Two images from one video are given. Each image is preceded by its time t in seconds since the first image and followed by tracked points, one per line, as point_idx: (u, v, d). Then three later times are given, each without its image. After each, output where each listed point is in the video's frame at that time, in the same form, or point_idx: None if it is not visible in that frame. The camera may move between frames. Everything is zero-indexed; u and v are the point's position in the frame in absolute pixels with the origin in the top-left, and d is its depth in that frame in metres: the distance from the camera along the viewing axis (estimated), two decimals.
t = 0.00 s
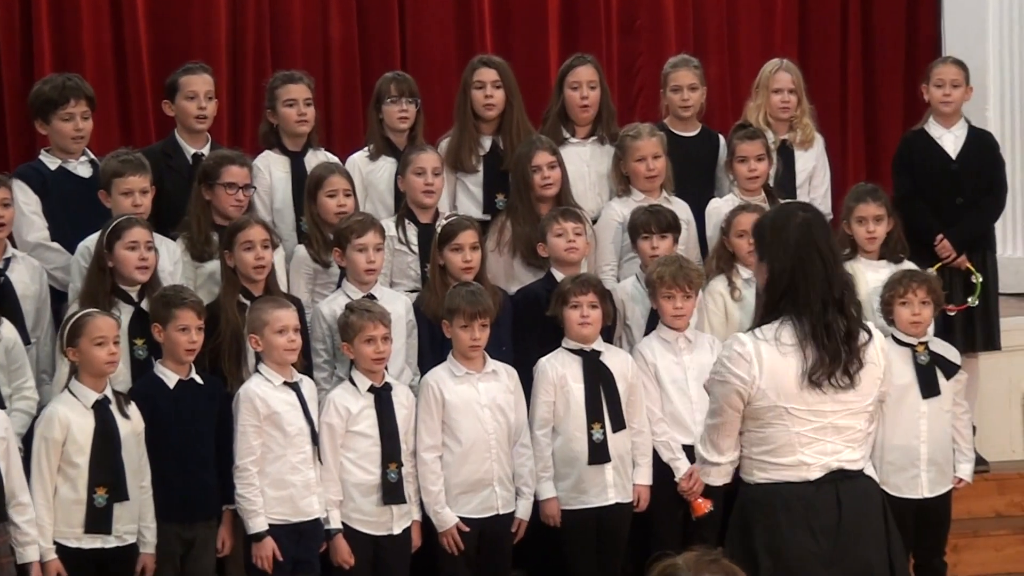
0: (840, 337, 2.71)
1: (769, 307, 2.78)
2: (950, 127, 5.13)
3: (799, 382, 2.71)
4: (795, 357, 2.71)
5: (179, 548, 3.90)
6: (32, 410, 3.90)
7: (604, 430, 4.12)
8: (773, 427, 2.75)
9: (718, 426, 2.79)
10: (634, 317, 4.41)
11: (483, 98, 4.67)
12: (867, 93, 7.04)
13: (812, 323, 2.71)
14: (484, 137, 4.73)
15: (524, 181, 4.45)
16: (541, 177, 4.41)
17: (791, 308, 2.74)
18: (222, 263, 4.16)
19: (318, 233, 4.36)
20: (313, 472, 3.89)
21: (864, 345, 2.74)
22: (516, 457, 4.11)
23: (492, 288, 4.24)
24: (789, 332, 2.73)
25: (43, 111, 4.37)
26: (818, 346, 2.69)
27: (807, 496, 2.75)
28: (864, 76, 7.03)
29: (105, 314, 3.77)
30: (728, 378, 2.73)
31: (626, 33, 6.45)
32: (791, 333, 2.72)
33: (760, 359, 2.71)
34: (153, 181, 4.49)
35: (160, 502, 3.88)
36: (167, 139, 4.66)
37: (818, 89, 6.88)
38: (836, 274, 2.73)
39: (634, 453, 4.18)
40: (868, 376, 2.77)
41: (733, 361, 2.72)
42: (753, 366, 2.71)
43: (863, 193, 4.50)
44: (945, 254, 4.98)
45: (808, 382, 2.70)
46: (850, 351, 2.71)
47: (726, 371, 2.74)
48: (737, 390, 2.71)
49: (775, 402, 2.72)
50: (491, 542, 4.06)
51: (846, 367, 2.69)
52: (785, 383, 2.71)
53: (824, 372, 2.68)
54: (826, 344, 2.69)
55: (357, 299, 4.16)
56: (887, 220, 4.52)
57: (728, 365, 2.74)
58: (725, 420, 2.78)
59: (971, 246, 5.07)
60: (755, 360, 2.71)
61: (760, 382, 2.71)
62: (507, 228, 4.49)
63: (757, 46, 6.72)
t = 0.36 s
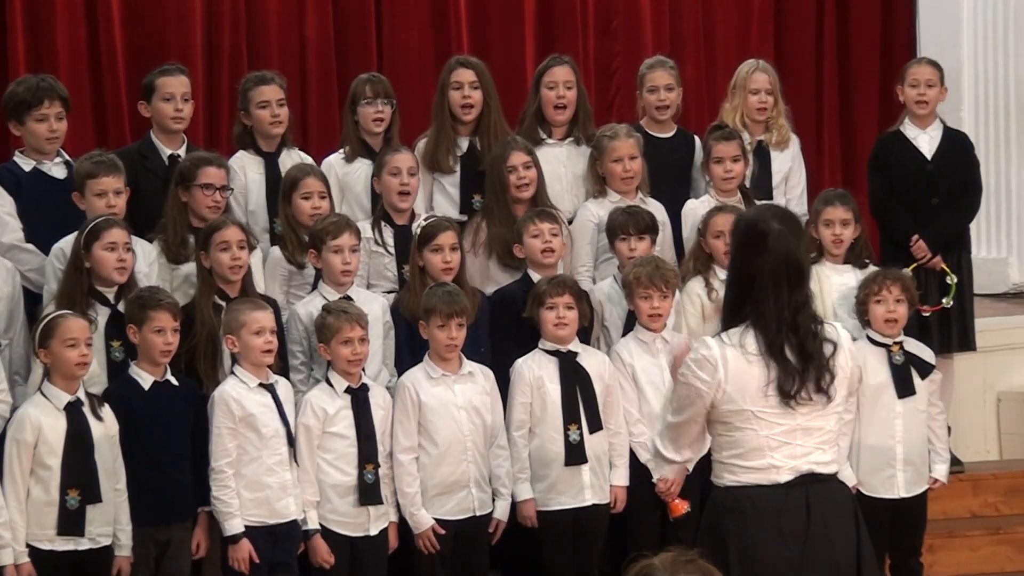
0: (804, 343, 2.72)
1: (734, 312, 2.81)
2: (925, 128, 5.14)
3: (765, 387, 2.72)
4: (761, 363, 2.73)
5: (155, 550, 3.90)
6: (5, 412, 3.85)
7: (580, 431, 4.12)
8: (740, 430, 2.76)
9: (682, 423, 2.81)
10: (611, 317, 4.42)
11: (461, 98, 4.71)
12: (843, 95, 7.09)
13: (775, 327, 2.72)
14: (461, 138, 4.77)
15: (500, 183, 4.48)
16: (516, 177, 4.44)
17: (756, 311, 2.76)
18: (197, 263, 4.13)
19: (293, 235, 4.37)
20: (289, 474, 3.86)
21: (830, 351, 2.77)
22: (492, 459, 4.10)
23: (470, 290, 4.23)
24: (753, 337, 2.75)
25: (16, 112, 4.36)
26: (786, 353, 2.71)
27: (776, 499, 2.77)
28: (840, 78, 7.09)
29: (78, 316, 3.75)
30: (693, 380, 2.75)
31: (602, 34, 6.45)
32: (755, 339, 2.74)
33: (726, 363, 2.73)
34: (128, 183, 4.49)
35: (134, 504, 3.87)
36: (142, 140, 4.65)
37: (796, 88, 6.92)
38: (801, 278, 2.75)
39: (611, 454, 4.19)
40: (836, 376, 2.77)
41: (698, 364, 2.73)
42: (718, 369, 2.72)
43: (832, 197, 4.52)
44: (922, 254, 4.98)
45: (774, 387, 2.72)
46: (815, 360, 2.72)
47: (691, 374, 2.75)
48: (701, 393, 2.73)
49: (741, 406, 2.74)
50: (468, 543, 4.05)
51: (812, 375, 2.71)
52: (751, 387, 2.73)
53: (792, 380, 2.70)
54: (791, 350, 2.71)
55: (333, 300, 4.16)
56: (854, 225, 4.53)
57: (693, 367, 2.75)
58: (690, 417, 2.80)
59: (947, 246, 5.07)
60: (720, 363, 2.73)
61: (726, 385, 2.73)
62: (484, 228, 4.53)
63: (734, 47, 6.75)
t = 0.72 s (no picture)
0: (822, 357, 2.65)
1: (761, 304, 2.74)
2: (925, 128, 5.14)
3: (774, 385, 2.67)
4: (774, 360, 2.67)
5: (154, 550, 3.91)
6: (6, 412, 3.84)
7: (580, 432, 4.12)
8: (746, 421, 2.71)
9: (683, 382, 2.71)
10: (611, 318, 4.42)
11: (460, 98, 4.71)
12: (842, 96, 7.09)
13: (797, 331, 2.66)
14: (461, 138, 4.76)
15: (500, 183, 4.48)
16: (514, 176, 4.44)
17: (781, 309, 2.69)
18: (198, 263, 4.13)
19: (293, 235, 4.37)
20: (291, 474, 3.86)
21: (846, 369, 2.68)
22: (494, 459, 4.08)
23: (470, 291, 4.23)
24: (772, 334, 2.68)
25: (16, 112, 4.36)
26: (803, 358, 2.64)
27: (779, 494, 2.70)
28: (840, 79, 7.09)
29: (75, 316, 3.74)
30: (703, 357, 2.68)
31: (603, 34, 6.45)
32: (774, 337, 2.68)
33: (740, 353, 2.67)
34: (127, 182, 4.49)
35: (132, 504, 3.87)
36: (141, 140, 4.65)
37: (795, 88, 6.91)
38: (838, 290, 2.66)
39: (612, 454, 4.19)
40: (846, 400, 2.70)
41: (713, 345, 2.67)
42: (731, 358, 2.67)
43: (829, 197, 4.64)
44: (922, 255, 4.98)
45: (783, 388, 2.67)
46: (830, 377, 2.65)
47: (702, 352, 2.68)
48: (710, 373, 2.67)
49: (749, 398, 2.69)
50: (468, 544, 4.04)
51: (821, 387, 2.65)
52: (760, 381, 2.67)
53: (801, 385, 2.65)
54: (806, 359, 2.64)
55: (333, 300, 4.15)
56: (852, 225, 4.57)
57: (706, 345, 2.68)
58: (692, 379, 2.71)
59: (947, 246, 5.07)
60: (734, 352, 2.67)
61: (736, 374, 2.68)
62: (483, 227, 4.52)
63: (734, 46, 6.75)
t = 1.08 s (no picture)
0: (840, 347, 2.64)
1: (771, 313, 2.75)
2: (924, 128, 5.14)
3: (805, 380, 2.64)
4: (798, 358, 2.65)
5: (149, 548, 3.89)
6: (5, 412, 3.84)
7: (580, 433, 4.11)
8: (784, 424, 2.65)
9: (729, 426, 2.71)
10: (609, 317, 4.43)
11: (460, 98, 4.71)
12: (841, 96, 7.10)
13: (810, 327, 2.66)
14: (460, 138, 4.76)
15: (499, 183, 4.48)
16: (515, 177, 4.44)
17: (791, 311, 2.70)
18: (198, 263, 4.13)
19: (292, 235, 4.37)
20: (290, 474, 3.85)
21: (870, 360, 2.67)
22: (494, 459, 4.08)
23: (470, 291, 4.23)
24: (793, 334, 2.68)
25: (14, 113, 4.37)
26: (826, 353, 2.64)
27: (828, 497, 2.63)
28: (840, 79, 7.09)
29: (75, 316, 3.73)
30: (737, 378, 2.67)
31: (602, 35, 6.46)
32: (796, 336, 2.67)
33: (767, 358, 2.65)
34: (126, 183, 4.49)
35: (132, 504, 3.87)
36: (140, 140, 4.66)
37: (795, 88, 6.91)
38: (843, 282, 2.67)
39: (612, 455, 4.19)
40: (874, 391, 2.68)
41: (740, 360, 2.66)
42: (760, 363, 2.65)
43: (828, 197, 4.64)
44: (922, 255, 4.98)
45: (812, 382, 2.63)
46: (852, 365, 2.63)
47: (734, 371, 2.68)
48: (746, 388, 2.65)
49: (784, 399, 2.65)
50: (469, 545, 4.04)
51: (850, 379, 2.62)
52: (791, 380, 2.64)
53: (834, 380, 2.61)
54: (829, 354, 2.63)
55: (332, 300, 4.15)
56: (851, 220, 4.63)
57: (736, 366, 2.68)
58: (736, 420, 2.70)
59: (947, 246, 5.08)
60: (762, 358, 2.65)
61: (769, 379, 2.64)
62: (483, 227, 4.52)
63: (733, 46, 6.75)
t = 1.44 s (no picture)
0: (890, 360, 2.60)
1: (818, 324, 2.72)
2: (924, 128, 5.14)
3: (855, 395, 2.61)
4: (848, 371, 2.63)
5: (143, 550, 3.90)
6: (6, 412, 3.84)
7: (580, 434, 4.11)
8: (835, 440, 2.63)
9: (779, 447, 2.70)
10: (609, 317, 4.43)
11: (460, 98, 4.71)
12: (841, 96, 7.11)
13: (858, 340, 2.62)
14: (460, 138, 4.77)
15: (500, 183, 4.48)
16: (516, 177, 4.44)
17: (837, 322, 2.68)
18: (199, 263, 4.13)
19: (292, 235, 4.37)
20: (290, 473, 3.85)
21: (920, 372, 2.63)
22: (493, 459, 4.08)
23: (469, 291, 4.23)
24: (840, 348, 2.66)
25: (13, 113, 4.37)
26: (873, 366, 2.60)
27: (877, 515, 2.61)
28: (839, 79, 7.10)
29: (84, 318, 3.73)
30: (785, 395, 2.65)
31: (602, 35, 6.46)
32: (842, 349, 2.65)
33: (815, 373, 2.63)
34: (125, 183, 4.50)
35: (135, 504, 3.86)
36: (138, 140, 4.66)
37: (794, 88, 6.91)
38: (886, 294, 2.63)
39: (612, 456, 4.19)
40: (925, 403, 2.64)
41: (788, 375, 2.64)
42: (807, 378, 2.63)
43: (824, 197, 4.64)
44: (922, 255, 4.98)
45: (864, 399, 2.60)
46: (902, 378, 2.59)
47: (781, 387, 2.66)
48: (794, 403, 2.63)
49: (834, 414, 2.62)
50: (469, 545, 4.03)
51: (900, 392, 2.58)
52: (841, 395, 2.62)
53: (882, 395, 2.58)
54: (879, 365, 2.59)
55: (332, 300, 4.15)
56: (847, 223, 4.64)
57: (783, 383, 2.66)
58: (784, 442, 2.69)
59: (946, 247, 5.08)
60: (810, 373, 2.63)
61: (817, 394, 2.63)
62: (483, 227, 4.53)
63: (733, 46, 6.75)
